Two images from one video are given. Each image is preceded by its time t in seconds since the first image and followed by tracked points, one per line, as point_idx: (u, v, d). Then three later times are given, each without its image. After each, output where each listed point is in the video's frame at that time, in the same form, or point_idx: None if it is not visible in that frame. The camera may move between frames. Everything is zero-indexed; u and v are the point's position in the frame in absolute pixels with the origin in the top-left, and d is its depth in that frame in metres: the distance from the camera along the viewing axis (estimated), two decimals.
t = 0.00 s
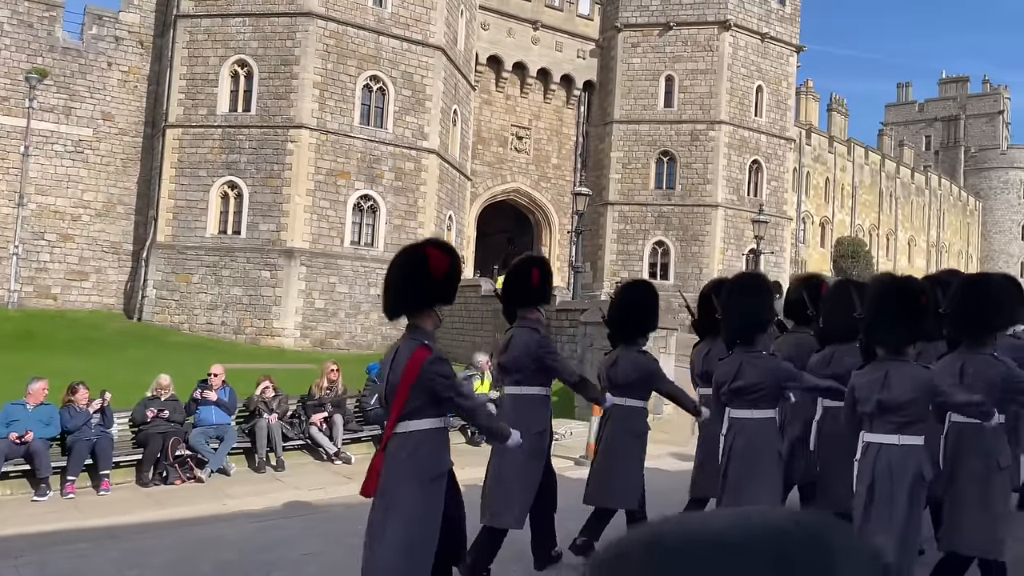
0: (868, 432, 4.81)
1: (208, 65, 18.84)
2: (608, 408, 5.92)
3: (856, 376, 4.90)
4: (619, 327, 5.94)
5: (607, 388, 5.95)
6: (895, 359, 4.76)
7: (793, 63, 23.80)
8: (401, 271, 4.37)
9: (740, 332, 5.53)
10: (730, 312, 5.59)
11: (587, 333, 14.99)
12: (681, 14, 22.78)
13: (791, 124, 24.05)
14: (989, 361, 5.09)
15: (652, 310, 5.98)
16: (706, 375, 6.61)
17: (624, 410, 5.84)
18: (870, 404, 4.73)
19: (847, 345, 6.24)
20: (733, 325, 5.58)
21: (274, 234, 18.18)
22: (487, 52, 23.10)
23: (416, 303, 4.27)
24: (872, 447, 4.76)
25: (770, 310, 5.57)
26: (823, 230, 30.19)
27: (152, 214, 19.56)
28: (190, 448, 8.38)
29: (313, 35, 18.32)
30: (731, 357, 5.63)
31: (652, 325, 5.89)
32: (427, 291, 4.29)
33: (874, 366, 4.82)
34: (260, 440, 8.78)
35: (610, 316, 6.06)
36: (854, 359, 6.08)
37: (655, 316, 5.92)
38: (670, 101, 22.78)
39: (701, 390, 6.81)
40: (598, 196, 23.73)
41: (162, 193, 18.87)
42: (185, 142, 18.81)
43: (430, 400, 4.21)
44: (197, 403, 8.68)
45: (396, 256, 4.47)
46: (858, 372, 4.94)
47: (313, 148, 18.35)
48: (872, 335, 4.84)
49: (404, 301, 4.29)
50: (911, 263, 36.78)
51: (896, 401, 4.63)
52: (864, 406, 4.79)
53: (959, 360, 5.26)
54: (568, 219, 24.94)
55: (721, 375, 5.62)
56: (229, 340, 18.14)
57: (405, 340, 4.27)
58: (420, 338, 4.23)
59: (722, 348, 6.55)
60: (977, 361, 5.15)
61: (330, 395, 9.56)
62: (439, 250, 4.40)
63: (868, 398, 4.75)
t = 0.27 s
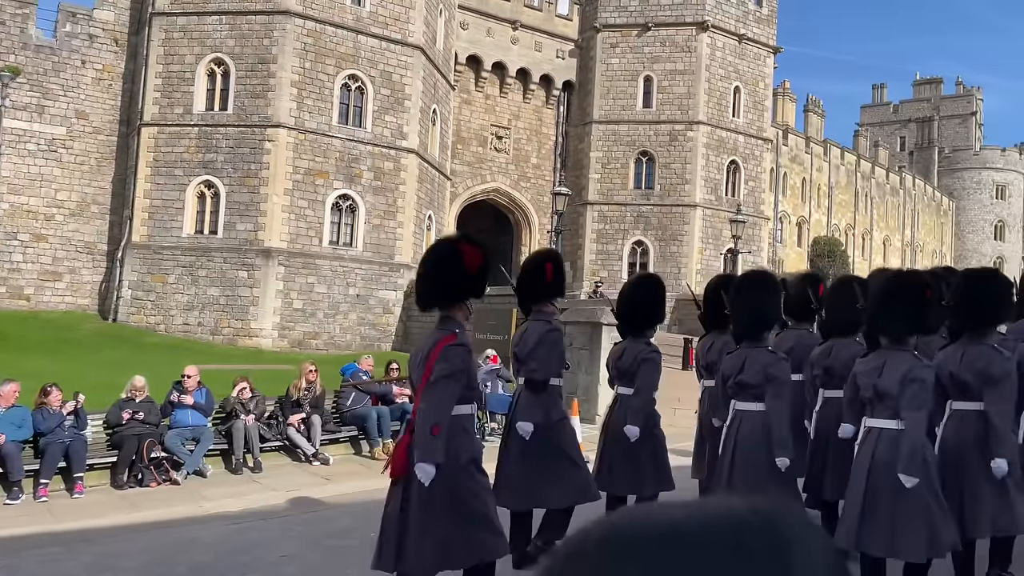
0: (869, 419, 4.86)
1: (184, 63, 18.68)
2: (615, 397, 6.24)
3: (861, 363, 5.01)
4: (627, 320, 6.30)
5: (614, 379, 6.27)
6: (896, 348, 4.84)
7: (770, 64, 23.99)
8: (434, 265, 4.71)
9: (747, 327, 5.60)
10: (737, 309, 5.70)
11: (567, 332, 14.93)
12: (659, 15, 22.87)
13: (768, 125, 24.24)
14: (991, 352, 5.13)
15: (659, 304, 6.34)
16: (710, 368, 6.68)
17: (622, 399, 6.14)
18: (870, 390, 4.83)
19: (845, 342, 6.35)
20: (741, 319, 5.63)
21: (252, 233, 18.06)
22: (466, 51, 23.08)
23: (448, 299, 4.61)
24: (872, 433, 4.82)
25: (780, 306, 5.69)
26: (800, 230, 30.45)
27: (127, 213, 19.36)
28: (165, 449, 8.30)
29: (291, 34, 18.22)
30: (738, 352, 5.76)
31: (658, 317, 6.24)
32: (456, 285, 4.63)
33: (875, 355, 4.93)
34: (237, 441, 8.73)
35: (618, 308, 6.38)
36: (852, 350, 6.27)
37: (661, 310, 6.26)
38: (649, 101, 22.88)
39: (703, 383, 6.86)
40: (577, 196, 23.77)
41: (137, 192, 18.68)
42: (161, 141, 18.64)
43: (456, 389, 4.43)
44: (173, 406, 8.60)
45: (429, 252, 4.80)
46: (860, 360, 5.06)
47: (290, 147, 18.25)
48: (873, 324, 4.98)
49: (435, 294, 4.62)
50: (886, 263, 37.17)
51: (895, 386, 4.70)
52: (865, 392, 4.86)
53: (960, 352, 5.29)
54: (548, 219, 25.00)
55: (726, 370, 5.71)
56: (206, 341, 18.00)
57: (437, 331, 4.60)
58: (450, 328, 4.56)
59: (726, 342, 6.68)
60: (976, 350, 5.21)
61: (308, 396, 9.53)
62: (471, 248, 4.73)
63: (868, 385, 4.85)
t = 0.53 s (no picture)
0: (876, 419, 5.05)
1: (158, 63, 18.50)
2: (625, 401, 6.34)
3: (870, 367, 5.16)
4: (640, 327, 6.43)
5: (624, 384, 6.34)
6: (906, 353, 5.00)
7: (746, 66, 24.18)
8: (466, 276, 5.06)
9: (760, 331, 6.03)
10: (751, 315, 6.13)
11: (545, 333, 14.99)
12: (637, 17, 22.96)
13: (744, 126, 24.41)
14: (997, 358, 5.37)
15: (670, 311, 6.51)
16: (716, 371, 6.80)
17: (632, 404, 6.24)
18: (878, 393, 4.99)
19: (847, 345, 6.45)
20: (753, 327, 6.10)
21: (228, 234, 17.91)
22: (444, 52, 23.04)
23: (480, 308, 4.96)
24: (879, 436, 4.98)
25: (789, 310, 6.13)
26: (776, 231, 30.71)
27: (101, 214, 19.13)
28: (140, 452, 8.19)
29: (267, 33, 18.09)
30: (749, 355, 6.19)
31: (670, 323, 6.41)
32: (489, 296, 4.98)
33: (885, 359, 5.08)
34: (213, 445, 8.65)
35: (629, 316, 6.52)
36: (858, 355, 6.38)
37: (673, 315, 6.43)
38: (627, 103, 22.96)
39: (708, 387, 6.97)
40: (555, 196, 23.80)
41: (110, 192, 18.48)
42: (135, 140, 18.44)
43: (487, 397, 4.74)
44: (146, 411, 8.48)
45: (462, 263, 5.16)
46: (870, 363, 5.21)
47: (267, 147, 18.12)
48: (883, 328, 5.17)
49: (468, 305, 4.97)
50: (861, 263, 37.59)
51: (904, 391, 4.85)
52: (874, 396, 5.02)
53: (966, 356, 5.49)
54: (526, 220, 25.03)
55: (741, 372, 6.06)
56: (181, 343, 17.83)
57: (467, 342, 4.92)
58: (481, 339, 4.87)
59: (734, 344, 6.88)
60: (982, 355, 5.43)
61: (285, 398, 9.44)
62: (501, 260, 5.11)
63: (876, 388, 5.01)
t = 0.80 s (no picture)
0: (883, 413, 5.26)
1: (133, 62, 18.32)
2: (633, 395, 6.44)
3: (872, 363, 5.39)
4: (643, 325, 6.41)
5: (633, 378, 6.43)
6: (909, 348, 5.23)
7: (724, 69, 24.35)
8: (487, 265, 4.97)
9: (766, 326, 6.11)
10: (759, 310, 6.20)
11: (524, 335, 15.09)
12: (615, 19, 23.04)
13: (722, 129, 24.56)
14: (993, 352, 5.68)
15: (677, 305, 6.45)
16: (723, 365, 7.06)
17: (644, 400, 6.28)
18: (885, 388, 5.19)
19: (852, 339, 6.69)
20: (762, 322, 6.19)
21: (204, 236, 17.75)
22: (423, 53, 22.99)
23: (496, 300, 4.84)
24: (888, 428, 5.21)
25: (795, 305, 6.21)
26: (753, 232, 30.96)
27: (75, 215, 18.92)
28: (114, 456, 8.11)
29: (244, 33, 17.96)
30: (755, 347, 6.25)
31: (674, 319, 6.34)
32: (506, 288, 4.84)
33: (888, 354, 5.30)
34: (190, 448, 8.55)
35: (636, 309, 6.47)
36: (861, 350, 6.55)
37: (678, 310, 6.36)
38: (605, 105, 23.03)
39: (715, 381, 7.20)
40: (534, 198, 23.81)
41: (85, 193, 18.29)
42: (109, 141, 18.27)
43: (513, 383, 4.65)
44: (120, 415, 8.35)
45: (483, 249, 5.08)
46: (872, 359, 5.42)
47: (244, 148, 17.98)
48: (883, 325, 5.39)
49: (486, 296, 4.88)
50: (837, 264, 37.98)
51: (908, 384, 5.09)
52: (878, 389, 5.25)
53: (965, 349, 5.83)
54: (506, 221, 25.04)
55: (745, 365, 6.10)
56: (156, 345, 17.64)
57: (490, 332, 4.83)
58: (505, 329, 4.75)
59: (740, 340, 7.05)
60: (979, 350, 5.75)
61: (262, 401, 9.38)
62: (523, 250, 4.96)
63: (883, 383, 5.21)
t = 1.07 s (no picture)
0: (883, 415, 5.55)
1: (106, 62, 18.13)
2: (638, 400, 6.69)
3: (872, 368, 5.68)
4: (647, 328, 6.65)
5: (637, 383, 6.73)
6: (906, 352, 5.57)
7: (699, 73, 24.54)
8: (507, 281, 5.50)
9: (764, 333, 6.22)
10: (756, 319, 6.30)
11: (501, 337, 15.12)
12: (592, 23, 23.12)
13: (698, 133, 24.74)
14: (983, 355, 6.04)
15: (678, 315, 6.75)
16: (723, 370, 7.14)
17: (650, 403, 6.57)
18: (887, 391, 5.47)
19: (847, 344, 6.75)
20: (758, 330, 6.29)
21: (178, 237, 17.59)
22: (399, 55, 22.94)
23: (519, 313, 5.39)
24: (889, 429, 5.50)
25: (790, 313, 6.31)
26: (728, 235, 31.23)
27: (45, 216, 18.66)
28: (85, 461, 8.03)
29: (219, 34, 17.82)
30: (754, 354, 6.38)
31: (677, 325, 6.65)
32: (530, 302, 5.42)
33: (887, 360, 5.61)
34: (162, 452, 8.45)
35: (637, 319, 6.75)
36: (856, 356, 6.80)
37: (679, 319, 6.63)
38: (582, 108, 23.09)
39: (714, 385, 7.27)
40: (511, 200, 23.83)
41: (55, 194, 18.06)
42: (81, 141, 18.06)
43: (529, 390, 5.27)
44: (91, 419, 8.26)
45: (502, 266, 5.62)
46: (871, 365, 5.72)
47: (218, 149, 17.83)
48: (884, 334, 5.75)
49: (507, 308, 5.41)
50: (810, 267, 38.39)
51: (912, 385, 5.39)
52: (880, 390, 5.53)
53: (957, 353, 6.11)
54: (483, 223, 25.05)
55: (745, 372, 6.23)
56: (128, 348, 17.45)
57: (511, 342, 5.38)
58: (524, 340, 5.33)
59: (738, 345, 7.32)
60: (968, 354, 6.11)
61: (237, 404, 9.35)
62: (540, 268, 5.53)
63: (884, 386, 5.50)
